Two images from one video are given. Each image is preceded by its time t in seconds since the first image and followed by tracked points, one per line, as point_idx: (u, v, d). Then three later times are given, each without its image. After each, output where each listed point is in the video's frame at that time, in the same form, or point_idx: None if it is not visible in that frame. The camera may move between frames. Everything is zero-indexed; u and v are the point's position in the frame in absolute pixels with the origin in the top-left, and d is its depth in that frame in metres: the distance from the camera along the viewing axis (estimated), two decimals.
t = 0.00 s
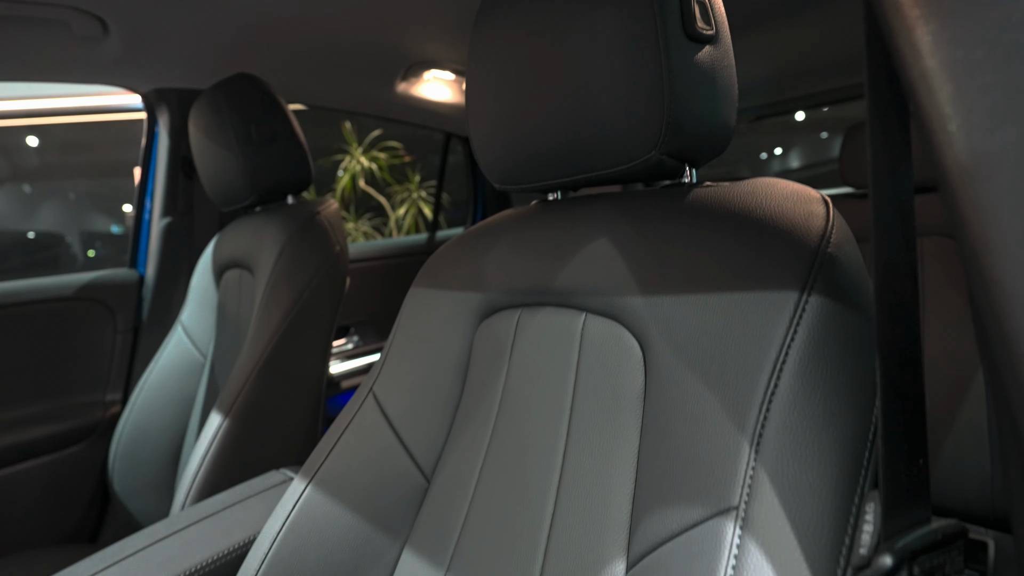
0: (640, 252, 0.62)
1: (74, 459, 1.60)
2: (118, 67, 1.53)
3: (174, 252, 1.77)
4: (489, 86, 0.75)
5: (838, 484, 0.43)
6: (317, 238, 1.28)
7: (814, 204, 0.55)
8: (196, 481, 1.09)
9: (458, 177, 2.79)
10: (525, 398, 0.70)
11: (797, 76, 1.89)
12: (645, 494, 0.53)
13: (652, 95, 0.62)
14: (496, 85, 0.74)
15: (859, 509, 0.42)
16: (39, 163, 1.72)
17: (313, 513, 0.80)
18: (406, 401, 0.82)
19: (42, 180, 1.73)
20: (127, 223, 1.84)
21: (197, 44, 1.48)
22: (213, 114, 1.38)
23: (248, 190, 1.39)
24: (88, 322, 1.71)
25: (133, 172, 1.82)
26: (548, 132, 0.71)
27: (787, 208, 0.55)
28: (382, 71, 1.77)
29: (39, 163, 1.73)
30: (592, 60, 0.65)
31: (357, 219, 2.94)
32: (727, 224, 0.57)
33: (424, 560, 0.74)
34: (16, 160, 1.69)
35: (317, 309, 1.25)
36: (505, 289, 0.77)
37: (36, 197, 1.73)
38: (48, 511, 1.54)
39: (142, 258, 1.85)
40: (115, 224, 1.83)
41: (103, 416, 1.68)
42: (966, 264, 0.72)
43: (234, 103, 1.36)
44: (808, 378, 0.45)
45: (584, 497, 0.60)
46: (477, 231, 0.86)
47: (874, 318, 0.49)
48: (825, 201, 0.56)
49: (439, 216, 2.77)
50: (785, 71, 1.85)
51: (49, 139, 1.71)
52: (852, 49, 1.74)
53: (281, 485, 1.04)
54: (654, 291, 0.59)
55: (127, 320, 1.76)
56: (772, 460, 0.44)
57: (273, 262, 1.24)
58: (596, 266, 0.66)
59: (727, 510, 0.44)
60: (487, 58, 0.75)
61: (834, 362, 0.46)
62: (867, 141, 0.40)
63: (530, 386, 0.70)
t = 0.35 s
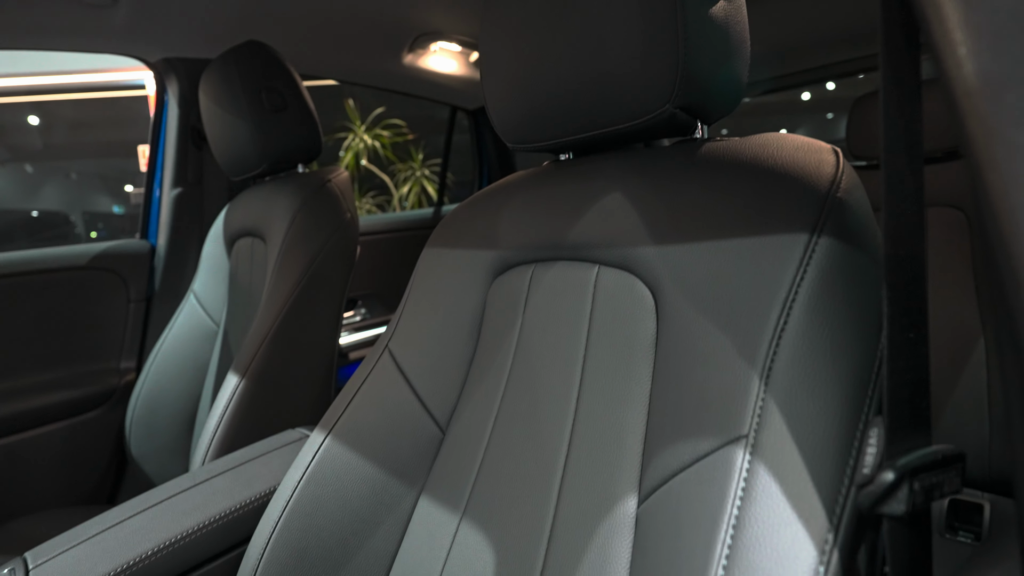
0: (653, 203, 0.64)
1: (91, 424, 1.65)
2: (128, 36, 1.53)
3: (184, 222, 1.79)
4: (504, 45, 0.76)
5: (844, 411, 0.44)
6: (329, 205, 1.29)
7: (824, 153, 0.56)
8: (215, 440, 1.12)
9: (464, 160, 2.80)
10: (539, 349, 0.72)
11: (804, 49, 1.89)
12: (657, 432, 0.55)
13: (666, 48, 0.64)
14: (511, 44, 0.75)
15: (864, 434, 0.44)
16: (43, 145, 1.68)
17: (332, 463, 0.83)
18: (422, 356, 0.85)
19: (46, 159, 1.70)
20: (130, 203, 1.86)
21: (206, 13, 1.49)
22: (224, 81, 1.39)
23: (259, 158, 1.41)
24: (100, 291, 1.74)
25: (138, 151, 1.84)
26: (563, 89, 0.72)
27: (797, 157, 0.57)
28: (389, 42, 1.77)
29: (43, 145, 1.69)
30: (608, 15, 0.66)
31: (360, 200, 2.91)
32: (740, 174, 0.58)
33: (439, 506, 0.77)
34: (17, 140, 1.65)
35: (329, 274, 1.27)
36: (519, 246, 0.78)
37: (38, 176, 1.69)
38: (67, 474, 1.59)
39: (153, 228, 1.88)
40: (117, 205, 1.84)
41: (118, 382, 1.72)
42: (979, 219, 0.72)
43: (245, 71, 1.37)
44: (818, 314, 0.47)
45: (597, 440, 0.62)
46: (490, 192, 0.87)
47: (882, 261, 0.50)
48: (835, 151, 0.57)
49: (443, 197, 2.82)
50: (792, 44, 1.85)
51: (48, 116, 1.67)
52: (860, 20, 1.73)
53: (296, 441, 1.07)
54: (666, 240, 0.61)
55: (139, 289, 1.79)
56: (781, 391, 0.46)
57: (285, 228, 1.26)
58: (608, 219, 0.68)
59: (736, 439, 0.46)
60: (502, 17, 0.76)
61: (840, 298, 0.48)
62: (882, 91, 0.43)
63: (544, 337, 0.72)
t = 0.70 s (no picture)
0: (663, 158, 0.65)
1: (107, 394, 1.68)
2: (136, 9, 1.53)
3: (194, 196, 1.81)
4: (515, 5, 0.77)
5: (851, 347, 0.46)
6: (338, 176, 1.30)
7: (833, 105, 0.57)
8: (230, 405, 1.14)
9: (467, 142, 2.88)
10: (551, 305, 0.74)
11: (812, 23, 1.88)
12: (669, 378, 0.57)
13: (677, 5, 0.64)
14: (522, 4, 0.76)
15: (869, 369, 0.45)
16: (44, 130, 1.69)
17: (348, 421, 0.85)
18: (435, 317, 0.86)
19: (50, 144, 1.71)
20: (131, 185, 1.86)
21: None
22: (232, 53, 1.39)
23: (269, 129, 1.42)
24: (113, 264, 1.76)
25: (141, 132, 1.86)
26: (574, 48, 0.73)
27: (805, 110, 0.58)
28: (396, 16, 1.78)
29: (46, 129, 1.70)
30: None
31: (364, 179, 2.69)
32: (749, 127, 0.59)
33: (453, 460, 0.79)
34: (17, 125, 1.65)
35: (340, 244, 1.28)
36: (530, 206, 0.80)
37: (40, 160, 1.70)
38: (83, 444, 1.63)
39: (162, 203, 1.89)
40: (120, 188, 1.85)
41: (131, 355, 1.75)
42: (986, 178, 0.73)
43: (254, 42, 1.37)
44: (826, 257, 0.49)
45: (608, 389, 0.64)
46: (500, 156, 0.88)
47: (888, 208, 0.52)
48: (843, 103, 0.58)
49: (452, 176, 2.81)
50: (801, 17, 1.84)
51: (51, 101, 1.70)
52: None
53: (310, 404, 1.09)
54: (677, 192, 0.62)
55: (150, 263, 1.81)
56: (790, 329, 0.47)
57: (296, 198, 1.27)
58: (619, 175, 0.69)
59: (746, 377, 0.48)
60: None
61: (848, 242, 0.49)
62: (889, 43, 0.46)
63: (555, 293, 0.74)
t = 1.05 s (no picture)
0: (674, 112, 0.66)
1: (120, 367, 1.70)
2: None
3: (202, 171, 1.82)
4: None
5: (858, 284, 0.47)
6: (347, 146, 1.31)
7: (842, 54, 0.58)
8: (244, 370, 1.17)
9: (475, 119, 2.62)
10: (563, 262, 0.76)
11: None
12: (679, 324, 0.59)
13: None
14: None
15: (875, 304, 0.47)
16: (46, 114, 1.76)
17: (362, 379, 0.87)
18: (446, 277, 0.88)
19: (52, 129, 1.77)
20: (134, 169, 1.89)
21: None
22: (239, 24, 1.40)
23: (277, 100, 1.43)
24: (123, 239, 1.78)
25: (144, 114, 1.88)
26: (584, 6, 0.73)
27: (815, 60, 0.58)
28: None
29: (48, 113, 1.77)
30: None
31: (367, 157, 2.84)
32: (759, 78, 0.60)
33: (466, 414, 0.81)
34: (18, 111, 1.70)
35: (349, 213, 1.29)
36: (541, 166, 0.81)
37: (40, 146, 1.75)
38: (97, 415, 1.66)
39: (169, 179, 1.90)
40: (121, 173, 1.87)
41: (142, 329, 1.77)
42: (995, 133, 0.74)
43: (261, 13, 1.38)
44: (833, 199, 0.50)
45: (619, 339, 0.66)
46: (510, 119, 0.89)
47: (896, 152, 0.53)
48: (853, 53, 0.59)
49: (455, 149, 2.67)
50: None
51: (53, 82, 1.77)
52: None
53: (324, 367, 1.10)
54: (687, 144, 0.63)
55: (159, 238, 1.83)
56: (798, 268, 0.49)
57: (305, 168, 1.28)
58: (630, 130, 0.70)
59: (756, 315, 0.50)
60: None
61: (856, 183, 0.50)
62: None
63: (567, 249, 0.76)
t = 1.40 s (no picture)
0: (686, 64, 0.66)
1: (129, 339, 1.72)
2: None
3: (208, 145, 1.83)
4: None
5: (868, 221, 0.48)
6: (354, 116, 1.30)
7: (855, 3, 0.58)
8: (255, 333, 1.18)
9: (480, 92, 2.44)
10: (573, 217, 0.77)
11: None
12: (689, 269, 0.60)
13: None
14: None
15: (885, 239, 0.48)
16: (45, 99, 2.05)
17: (374, 337, 0.88)
18: (457, 237, 0.89)
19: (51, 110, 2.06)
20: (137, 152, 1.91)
21: None
22: None
23: (285, 71, 1.43)
24: (130, 212, 1.79)
25: (146, 96, 1.89)
26: None
27: (828, 8, 0.58)
28: None
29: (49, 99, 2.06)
30: None
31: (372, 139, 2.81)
32: (771, 27, 0.61)
33: (476, 369, 0.82)
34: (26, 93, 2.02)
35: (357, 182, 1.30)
36: (551, 125, 0.82)
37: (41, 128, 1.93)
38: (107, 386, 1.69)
39: (177, 153, 1.91)
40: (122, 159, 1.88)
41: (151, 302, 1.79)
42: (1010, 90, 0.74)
43: None
44: (845, 139, 0.51)
45: (629, 289, 0.67)
46: (519, 81, 0.90)
47: (907, 97, 0.54)
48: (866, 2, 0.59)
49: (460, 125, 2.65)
50: None
51: (56, 69, 2.10)
52: None
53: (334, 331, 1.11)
54: (699, 94, 0.64)
55: (166, 212, 1.84)
56: (809, 207, 0.50)
57: (313, 137, 1.28)
58: (641, 84, 0.71)
59: (767, 254, 0.51)
60: None
61: (867, 125, 0.51)
62: None
63: (577, 205, 0.77)
